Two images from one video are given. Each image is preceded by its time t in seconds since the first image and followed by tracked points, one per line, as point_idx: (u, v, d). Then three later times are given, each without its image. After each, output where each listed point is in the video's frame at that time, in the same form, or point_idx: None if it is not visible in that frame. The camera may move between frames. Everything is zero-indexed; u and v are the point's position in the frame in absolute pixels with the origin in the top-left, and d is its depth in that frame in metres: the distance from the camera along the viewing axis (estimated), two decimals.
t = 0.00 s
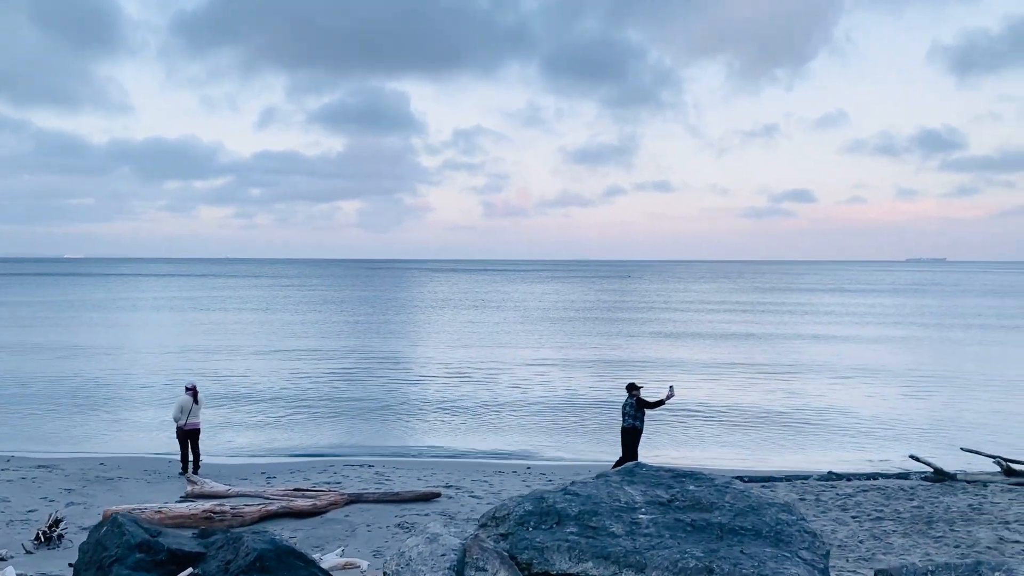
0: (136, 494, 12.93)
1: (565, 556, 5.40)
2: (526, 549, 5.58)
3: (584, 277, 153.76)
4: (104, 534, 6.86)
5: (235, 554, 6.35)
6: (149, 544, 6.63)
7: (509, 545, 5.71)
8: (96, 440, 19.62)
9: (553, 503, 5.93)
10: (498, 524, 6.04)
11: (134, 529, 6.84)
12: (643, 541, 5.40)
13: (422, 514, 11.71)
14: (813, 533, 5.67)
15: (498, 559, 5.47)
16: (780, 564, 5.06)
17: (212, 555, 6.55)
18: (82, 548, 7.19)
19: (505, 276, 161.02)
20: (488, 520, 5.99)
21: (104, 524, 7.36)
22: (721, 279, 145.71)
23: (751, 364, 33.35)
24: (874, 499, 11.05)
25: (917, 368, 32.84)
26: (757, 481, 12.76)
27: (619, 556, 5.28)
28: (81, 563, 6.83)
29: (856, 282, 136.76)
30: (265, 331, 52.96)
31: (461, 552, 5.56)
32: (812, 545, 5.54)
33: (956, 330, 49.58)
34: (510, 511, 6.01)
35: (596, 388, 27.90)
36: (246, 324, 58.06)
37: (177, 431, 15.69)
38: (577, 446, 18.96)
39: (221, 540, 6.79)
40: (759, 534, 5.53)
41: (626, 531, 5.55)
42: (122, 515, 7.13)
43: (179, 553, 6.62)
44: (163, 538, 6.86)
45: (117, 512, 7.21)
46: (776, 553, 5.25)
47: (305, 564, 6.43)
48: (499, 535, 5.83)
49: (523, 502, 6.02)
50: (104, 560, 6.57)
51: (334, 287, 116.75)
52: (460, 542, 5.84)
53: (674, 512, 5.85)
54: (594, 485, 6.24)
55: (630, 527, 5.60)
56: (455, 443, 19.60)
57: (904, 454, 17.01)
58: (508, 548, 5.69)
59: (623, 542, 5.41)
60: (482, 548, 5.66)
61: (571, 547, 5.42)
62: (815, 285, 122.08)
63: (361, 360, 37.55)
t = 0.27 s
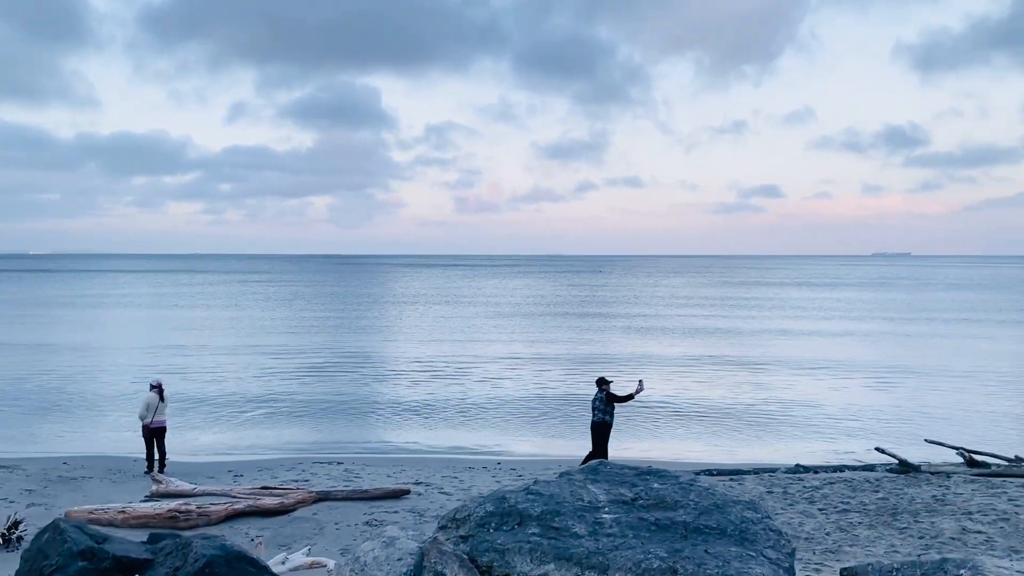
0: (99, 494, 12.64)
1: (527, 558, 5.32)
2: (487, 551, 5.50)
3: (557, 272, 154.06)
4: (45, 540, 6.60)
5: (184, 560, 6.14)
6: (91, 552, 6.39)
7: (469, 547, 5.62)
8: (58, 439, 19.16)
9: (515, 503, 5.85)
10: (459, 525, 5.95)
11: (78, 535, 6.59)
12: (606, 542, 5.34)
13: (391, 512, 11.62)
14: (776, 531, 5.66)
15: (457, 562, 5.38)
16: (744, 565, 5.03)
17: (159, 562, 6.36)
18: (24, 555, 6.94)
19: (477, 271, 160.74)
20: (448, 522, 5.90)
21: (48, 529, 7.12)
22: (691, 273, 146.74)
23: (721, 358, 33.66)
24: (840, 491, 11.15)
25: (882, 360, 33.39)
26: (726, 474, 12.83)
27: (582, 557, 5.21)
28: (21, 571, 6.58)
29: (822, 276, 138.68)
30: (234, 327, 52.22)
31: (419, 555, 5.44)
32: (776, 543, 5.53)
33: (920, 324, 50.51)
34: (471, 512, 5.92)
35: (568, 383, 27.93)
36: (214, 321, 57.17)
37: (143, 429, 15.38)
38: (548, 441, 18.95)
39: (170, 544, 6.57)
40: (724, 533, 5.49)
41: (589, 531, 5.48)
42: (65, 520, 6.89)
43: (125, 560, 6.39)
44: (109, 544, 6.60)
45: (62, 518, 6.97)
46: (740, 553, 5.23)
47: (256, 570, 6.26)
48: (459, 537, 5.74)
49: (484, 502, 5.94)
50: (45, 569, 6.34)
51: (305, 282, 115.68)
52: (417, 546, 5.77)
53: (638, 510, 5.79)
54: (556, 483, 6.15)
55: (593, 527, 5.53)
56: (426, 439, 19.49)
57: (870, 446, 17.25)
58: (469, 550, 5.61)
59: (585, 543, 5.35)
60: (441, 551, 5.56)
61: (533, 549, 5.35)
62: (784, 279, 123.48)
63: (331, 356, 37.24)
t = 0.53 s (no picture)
0: (54, 495, 12.28)
1: (488, 556, 5.26)
2: (447, 549, 5.43)
3: (522, 266, 154.31)
4: None
5: (133, 562, 5.76)
6: (35, 555, 5.90)
7: (429, 545, 5.55)
8: (10, 439, 18.61)
9: (476, 499, 5.78)
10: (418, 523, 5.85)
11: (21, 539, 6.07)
12: (568, 538, 5.30)
13: (355, 509, 11.50)
14: (738, 524, 5.68)
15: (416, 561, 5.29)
16: (707, 559, 5.03)
17: (108, 565, 5.92)
18: None
19: (442, 266, 160.07)
20: (407, 520, 5.82)
21: None
22: (654, 267, 148.11)
23: (685, 352, 34.00)
24: (803, 483, 11.30)
25: (840, 353, 34.08)
26: (690, 467, 12.94)
27: (543, 553, 5.17)
28: None
29: (782, 270, 141.17)
30: (194, 323, 51.31)
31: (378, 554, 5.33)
32: (738, 538, 5.53)
33: (876, 317, 51.67)
34: (431, 509, 5.83)
35: (534, 377, 27.99)
36: (173, 316, 56.12)
37: (99, 428, 14.99)
38: (514, 436, 18.96)
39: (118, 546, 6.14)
40: (687, 527, 5.48)
41: (551, 527, 5.43)
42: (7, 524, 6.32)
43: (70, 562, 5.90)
44: (54, 547, 6.12)
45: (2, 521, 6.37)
46: (703, 548, 5.23)
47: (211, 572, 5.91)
48: (418, 535, 5.65)
49: (445, 499, 5.86)
50: None
51: (268, 277, 114.16)
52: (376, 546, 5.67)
53: (601, 506, 5.75)
54: (518, 479, 6.08)
55: (555, 523, 5.48)
56: (392, 435, 19.37)
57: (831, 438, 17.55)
58: (429, 548, 5.53)
59: (548, 539, 5.30)
60: (400, 550, 5.47)
61: (494, 547, 5.29)
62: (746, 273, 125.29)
63: (295, 352, 36.81)
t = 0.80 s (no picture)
0: (2, 496, 11.91)
1: (443, 554, 5.24)
2: (402, 547, 5.39)
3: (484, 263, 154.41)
4: None
5: (76, 566, 5.63)
6: None
7: (384, 544, 5.51)
8: None
9: (432, 497, 5.75)
10: (373, 522, 5.81)
11: None
12: (525, 534, 5.30)
13: (314, 507, 11.36)
14: (694, 518, 5.72)
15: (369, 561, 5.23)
16: (663, 553, 5.06)
17: (49, 569, 5.76)
18: None
19: (403, 263, 159.30)
20: (362, 519, 5.77)
21: None
22: (615, 264, 149.18)
23: (645, 348, 34.35)
24: (760, 476, 11.48)
25: (796, 348, 34.71)
26: (650, 461, 13.06)
27: (500, 550, 5.16)
28: None
29: (740, 267, 143.26)
30: (149, 321, 50.17)
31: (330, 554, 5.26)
32: (694, 531, 5.58)
33: (831, 312, 52.76)
34: (386, 508, 5.80)
35: (496, 374, 27.97)
36: (127, 314, 54.80)
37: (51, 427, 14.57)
38: (476, 433, 18.92)
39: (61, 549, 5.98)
40: (643, 522, 5.51)
41: (508, 524, 5.43)
42: None
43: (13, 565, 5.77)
44: None
45: None
46: (659, 541, 5.26)
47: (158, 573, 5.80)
48: (373, 535, 5.61)
49: (400, 497, 5.83)
50: None
51: (226, 275, 112.34)
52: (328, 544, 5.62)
53: (558, 502, 5.76)
54: (475, 475, 6.08)
55: (512, 519, 5.48)
56: (353, 433, 19.19)
57: (788, 432, 17.85)
58: (383, 547, 5.50)
59: (503, 535, 5.29)
60: (354, 549, 5.41)
61: (450, 544, 5.26)
62: (705, 269, 127.05)
63: (253, 350, 36.31)
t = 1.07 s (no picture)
0: None
1: (389, 560, 5.16)
2: (346, 554, 5.31)
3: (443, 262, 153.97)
4: None
5: None
6: None
7: (327, 551, 5.42)
8: None
9: (377, 501, 5.67)
10: (316, 528, 5.71)
11: None
12: (473, 538, 5.23)
13: (267, 511, 11.14)
14: (644, 518, 5.72)
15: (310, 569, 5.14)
16: (612, 555, 5.04)
17: None
18: None
19: (361, 262, 158.03)
20: (305, 525, 5.69)
21: None
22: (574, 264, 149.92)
23: (602, 347, 34.58)
24: (715, 472, 11.60)
25: (751, 347, 35.24)
26: (608, 459, 13.10)
27: (447, 555, 5.09)
28: None
29: (695, 267, 145.11)
30: (96, 321, 48.74)
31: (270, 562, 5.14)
32: (644, 532, 5.56)
33: (784, 312, 53.71)
34: (330, 513, 5.71)
35: (454, 373, 27.84)
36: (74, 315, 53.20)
37: None
38: (434, 433, 18.78)
39: None
40: (593, 524, 5.48)
41: (456, 528, 5.35)
42: None
43: None
44: None
45: None
46: (609, 543, 5.24)
47: None
48: (316, 542, 5.52)
49: (345, 502, 5.75)
50: None
51: (179, 273, 110.14)
52: (268, 551, 5.54)
53: (507, 504, 5.70)
54: (423, 478, 6.00)
55: (460, 523, 5.41)
56: (308, 434, 18.89)
57: (743, 429, 18.10)
58: (327, 554, 5.41)
59: (450, 540, 5.22)
60: (295, 556, 5.30)
61: (395, 550, 5.19)
62: (663, 269, 128.64)
63: (206, 350, 35.60)
